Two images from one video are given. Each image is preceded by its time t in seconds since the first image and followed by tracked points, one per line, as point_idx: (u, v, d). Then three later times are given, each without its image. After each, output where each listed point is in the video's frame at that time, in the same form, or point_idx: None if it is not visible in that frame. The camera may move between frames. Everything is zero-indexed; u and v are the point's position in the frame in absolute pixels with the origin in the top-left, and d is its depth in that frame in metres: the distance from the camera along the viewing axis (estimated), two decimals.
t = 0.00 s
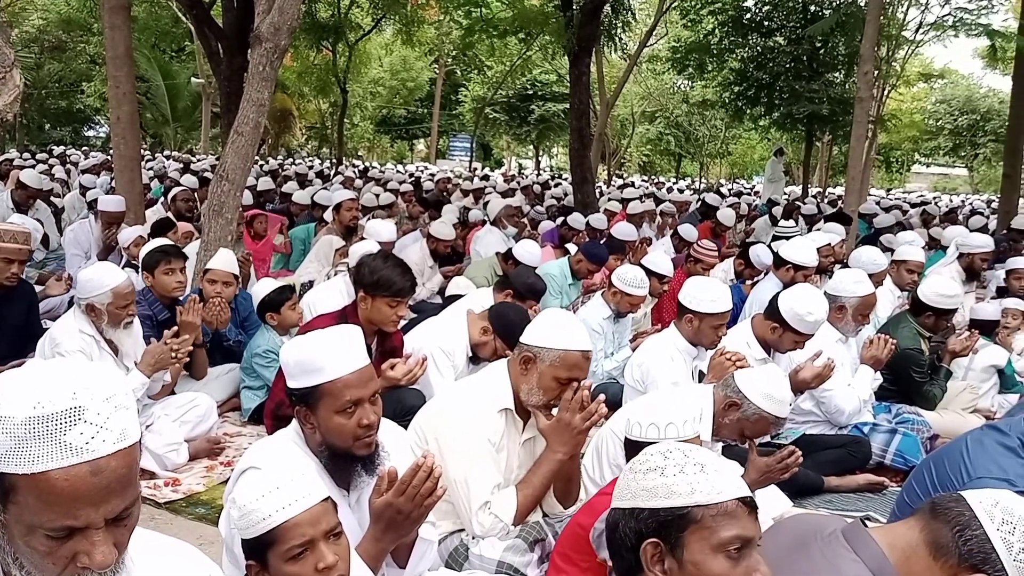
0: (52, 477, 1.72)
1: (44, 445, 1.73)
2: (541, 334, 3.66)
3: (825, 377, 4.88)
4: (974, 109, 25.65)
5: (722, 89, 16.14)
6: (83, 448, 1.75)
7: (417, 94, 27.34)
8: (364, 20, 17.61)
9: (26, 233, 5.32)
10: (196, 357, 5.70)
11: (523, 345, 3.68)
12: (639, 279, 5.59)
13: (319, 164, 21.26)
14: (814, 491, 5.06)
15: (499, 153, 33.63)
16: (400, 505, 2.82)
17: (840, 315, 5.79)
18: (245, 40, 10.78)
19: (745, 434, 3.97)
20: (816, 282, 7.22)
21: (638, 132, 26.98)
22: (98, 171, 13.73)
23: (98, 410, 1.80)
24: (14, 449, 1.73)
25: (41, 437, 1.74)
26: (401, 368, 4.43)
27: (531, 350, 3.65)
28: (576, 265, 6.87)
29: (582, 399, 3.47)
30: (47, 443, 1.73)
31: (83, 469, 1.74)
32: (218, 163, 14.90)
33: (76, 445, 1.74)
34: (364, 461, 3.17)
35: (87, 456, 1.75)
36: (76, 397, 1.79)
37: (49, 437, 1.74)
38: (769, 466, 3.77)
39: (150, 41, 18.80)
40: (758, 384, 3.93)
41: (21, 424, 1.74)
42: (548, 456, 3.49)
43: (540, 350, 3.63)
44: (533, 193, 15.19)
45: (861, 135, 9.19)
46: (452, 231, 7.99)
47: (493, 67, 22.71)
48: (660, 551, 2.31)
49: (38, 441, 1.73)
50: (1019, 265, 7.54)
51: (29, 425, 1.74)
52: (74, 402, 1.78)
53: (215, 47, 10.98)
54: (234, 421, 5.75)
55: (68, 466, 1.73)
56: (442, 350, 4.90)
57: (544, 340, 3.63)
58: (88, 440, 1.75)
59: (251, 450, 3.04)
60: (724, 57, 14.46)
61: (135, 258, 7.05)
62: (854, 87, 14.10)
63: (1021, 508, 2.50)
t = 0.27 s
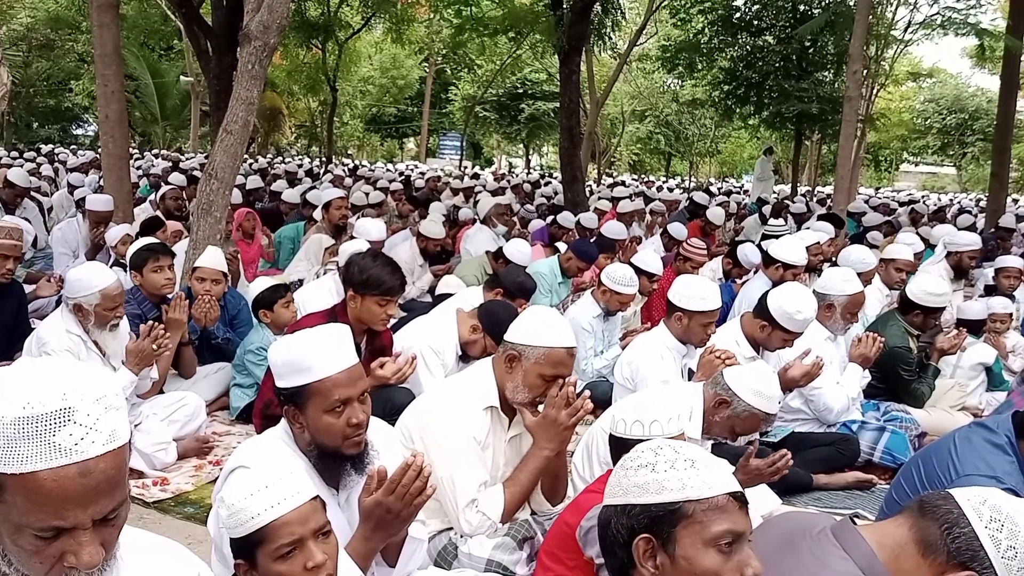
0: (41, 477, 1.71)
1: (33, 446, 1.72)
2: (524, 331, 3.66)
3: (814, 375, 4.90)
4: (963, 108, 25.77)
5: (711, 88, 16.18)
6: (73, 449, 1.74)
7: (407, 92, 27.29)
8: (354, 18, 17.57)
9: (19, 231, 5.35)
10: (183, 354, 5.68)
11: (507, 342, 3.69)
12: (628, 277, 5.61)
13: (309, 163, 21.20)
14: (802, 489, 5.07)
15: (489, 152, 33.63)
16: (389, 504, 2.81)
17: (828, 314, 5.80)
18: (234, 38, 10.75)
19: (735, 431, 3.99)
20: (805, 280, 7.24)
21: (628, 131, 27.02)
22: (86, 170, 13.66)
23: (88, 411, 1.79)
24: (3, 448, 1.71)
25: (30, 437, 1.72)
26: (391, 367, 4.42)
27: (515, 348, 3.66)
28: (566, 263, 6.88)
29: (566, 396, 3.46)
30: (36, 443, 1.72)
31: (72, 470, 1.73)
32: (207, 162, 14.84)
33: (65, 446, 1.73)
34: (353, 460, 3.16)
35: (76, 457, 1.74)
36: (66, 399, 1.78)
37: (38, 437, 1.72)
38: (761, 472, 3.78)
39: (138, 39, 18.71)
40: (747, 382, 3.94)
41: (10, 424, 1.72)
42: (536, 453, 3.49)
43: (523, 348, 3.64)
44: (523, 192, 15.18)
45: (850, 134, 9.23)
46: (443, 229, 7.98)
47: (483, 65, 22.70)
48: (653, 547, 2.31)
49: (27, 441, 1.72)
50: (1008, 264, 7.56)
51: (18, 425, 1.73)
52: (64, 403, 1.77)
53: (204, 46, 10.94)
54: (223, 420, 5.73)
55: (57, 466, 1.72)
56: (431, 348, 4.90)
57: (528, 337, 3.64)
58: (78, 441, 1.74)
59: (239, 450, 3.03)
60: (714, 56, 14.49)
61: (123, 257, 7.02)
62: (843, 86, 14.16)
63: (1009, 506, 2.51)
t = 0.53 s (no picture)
0: (47, 463, 1.69)
1: (39, 430, 1.71)
2: (515, 327, 3.66)
3: (807, 371, 4.91)
4: (954, 105, 25.95)
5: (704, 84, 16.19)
6: (80, 434, 1.73)
7: (399, 88, 27.25)
8: (346, 14, 17.53)
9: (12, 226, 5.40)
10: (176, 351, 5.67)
11: (497, 338, 3.69)
12: (621, 273, 5.62)
13: (300, 159, 21.15)
14: (795, 485, 5.09)
15: (482, 148, 33.61)
16: (382, 501, 2.80)
17: (821, 310, 5.82)
18: (226, 34, 10.71)
19: (729, 427, 3.99)
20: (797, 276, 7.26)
21: (620, 127, 27.03)
22: (78, 166, 13.61)
23: (96, 398, 1.78)
24: (9, 433, 1.70)
25: (38, 422, 1.71)
26: (384, 363, 4.42)
27: (506, 345, 3.65)
28: (559, 260, 6.88)
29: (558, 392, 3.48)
30: (44, 428, 1.71)
31: (79, 455, 1.72)
32: (199, 158, 14.79)
33: (73, 431, 1.72)
34: (345, 457, 3.15)
35: (83, 442, 1.73)
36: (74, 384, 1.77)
37: (46, 422, 1.71)
38: (752, 467, 3.64)
39: (130, 34, 18.66)
40: (741, 378, 3.94)
41: (18, 408, 1.71)
42: (527, 450, 3.50)
43: (513, 344, 3.64)
44: (516, 188, 15.18)
45: (842, 130, 9.25)
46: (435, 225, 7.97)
47: (476, 61, 22.67)
48: (638, 545, 2.32)
49: (34, 426, 1.71)
50: (1000, 259, 7.58)
51: (27, 409, 1.72)
52: (72, 388, 1.76)
53: (196, 41, 10.91)
54: (216, 417, 5.72)
55: (64, 451, 1.71)
56: (425, 345, 4.89)
57: (519, 333, 3.63)
58: (85, 426, 1.73)
59: (231, 448, 3.02)
60: (707, 52, 14.50)
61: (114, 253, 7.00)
62: (836, 82, 14.20)
63: (1000, 499, 2.57)
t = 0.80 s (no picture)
0: (47, 460, 1.68)
1: (40, 427, 1.70)
2: (511, 327, 3.67)
3: (800, 369, 4.92)
4: (948, 103, 25.97)
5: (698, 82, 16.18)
6: (80, 430, 1.72)
7: (394, 86, 27.21)
8: (340, 12, 17.49)
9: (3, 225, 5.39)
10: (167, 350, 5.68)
11: (493, 338, 3.69)
12: (615, 272, 5.62)
13: (295, 157, 21.11)
14: (789, 482, 5.10)
15: (476, 146, 33.57)
16: (375, 499, 2.80)
17: (814, 307, 5.84)
18: (219, 33, 10.68)
19: (723, 425, 3.98)
20: (791, 274, 7.27)
21: (615, 125, 27.02)
22: (71, 165, 13.57)
23: (96, 395, 1.78)
24: (10, 429, 1.69)
25: (39, 419, 1.71)
26: (377, 362, 4.41)
27: (501, 344, 3.66)
28: (553, 258, 6.89)
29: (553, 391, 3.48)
30: (44, 424, 1.70)
31: (79, 452, 1.70)
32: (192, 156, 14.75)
33: (73, 428, 1.71)
34: (338, 456, 3.15)
35: (84, 439, 1.72)
36: (75, 381, 1.77)
37: (46, 419, 1.71)
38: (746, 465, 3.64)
39: (123, 33, 18.61)
40: (734, 376, 3.93)
41: (20, 405, 1.71)
42: (522, 449, 3.51)
43: (508, 344, 3.65)
44: (511, 187, 15.17)
45: (836, 128, 9.26)
46: (430, 224, 7.97)
47: (470, 59, 22.63)
48: (626, 542, 2.32)
49: (34, 423, 1.70)
50: (994, 257, 7.60)
51: (28, 406, 1.71)
52: (73, 385, 1.76)
53: (189, 40, 10.88)
54: (209, 416, 5.71)
55: (65, 448, 1.69)
56: (418, 343, 4.89)
57: (515, 333, 3.64)
58: (86, 423, 1.73)
59: (223, 449, 3.01)
60: (701, 50, 14.50)
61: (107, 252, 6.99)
62: (830, 80, 14.21)
63: (992, 497, 2.59)
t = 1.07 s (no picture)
0: (19, 469, 1.66)
1: (12, 435, 1.68)
2: (500, 326, 3.67)
3: (787, 368, 4.92)
4: (935, 102, 26.09)
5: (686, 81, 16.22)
6: (52, 438, 1.70)
7: (382, 84, 27.18)
8: (328, 11, 17.46)
9: None
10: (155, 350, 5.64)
11: (482, 337, 3.69)
12: (603, 270, 5.62)
13: (282, 156, 21.07)
14: (776, 481, 5.11)
15: (465, 145, 33.55)
16: (361, 498, 2.79)
17: (801, 306, 5.85)
18: (206, 30, 10.64)
19: (711, 423, 3.97)
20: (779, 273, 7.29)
21: (604, 124, 27.04)
22: (57, 163, 13.51)
23: (68, 401, 1.76)
24: None
25: (10, 427, 1.69)
26: (364, 361, 4.40)
27: (491, 343, 3.66)
28: (542, 257, 6.90)
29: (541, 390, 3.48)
30: (16, 433, 1.68)
31: (51, 460, 1.69)
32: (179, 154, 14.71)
33: (45, 435, 1.69)
34: (324, 455, 3.14)
35: (56, 446, 1.70)
36: (46, 387, 1.75)
37: (18, 427, 1.69)
38: (733, 463, 3.63)
39: (110, 31, 18.54)
40: (720, 374, 3.91)
41: None
42: (511, 448, 3.50)
43: (497, 342, 3.65)
44: (499, 185, 15.18)
45: (824, 127, 9.28)
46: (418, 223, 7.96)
47: (459, 58, 22.61)
48: (616, 541, 2.31)
49: (6, 431, 1.68)
50: (980, 256, 7.64)
51: None
52: (44, 392, 1.74)
53: (175, 37, 10.83)
54: (195, 416, 5.69)
55: (36, 456, 1.68)
56: (406, 342, 4.88)
57: (504, 332, 3.65)
58: (58, 430, 1.71)
59: (208, 450, 2.99)
60: (689, 49, 14.53)
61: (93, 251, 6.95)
62: (817, 79, 14.27)
63: (978, 495, 2.59)
